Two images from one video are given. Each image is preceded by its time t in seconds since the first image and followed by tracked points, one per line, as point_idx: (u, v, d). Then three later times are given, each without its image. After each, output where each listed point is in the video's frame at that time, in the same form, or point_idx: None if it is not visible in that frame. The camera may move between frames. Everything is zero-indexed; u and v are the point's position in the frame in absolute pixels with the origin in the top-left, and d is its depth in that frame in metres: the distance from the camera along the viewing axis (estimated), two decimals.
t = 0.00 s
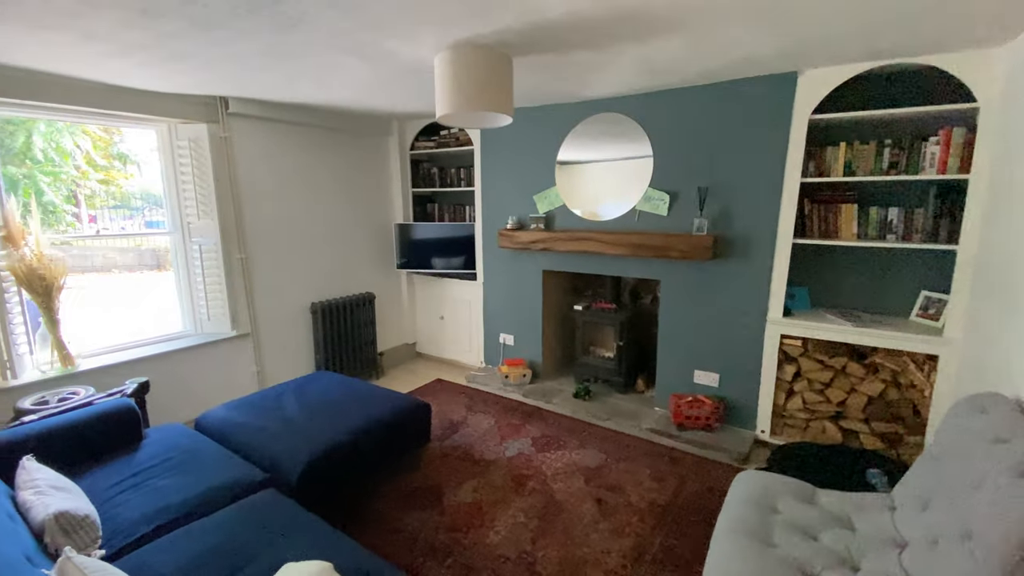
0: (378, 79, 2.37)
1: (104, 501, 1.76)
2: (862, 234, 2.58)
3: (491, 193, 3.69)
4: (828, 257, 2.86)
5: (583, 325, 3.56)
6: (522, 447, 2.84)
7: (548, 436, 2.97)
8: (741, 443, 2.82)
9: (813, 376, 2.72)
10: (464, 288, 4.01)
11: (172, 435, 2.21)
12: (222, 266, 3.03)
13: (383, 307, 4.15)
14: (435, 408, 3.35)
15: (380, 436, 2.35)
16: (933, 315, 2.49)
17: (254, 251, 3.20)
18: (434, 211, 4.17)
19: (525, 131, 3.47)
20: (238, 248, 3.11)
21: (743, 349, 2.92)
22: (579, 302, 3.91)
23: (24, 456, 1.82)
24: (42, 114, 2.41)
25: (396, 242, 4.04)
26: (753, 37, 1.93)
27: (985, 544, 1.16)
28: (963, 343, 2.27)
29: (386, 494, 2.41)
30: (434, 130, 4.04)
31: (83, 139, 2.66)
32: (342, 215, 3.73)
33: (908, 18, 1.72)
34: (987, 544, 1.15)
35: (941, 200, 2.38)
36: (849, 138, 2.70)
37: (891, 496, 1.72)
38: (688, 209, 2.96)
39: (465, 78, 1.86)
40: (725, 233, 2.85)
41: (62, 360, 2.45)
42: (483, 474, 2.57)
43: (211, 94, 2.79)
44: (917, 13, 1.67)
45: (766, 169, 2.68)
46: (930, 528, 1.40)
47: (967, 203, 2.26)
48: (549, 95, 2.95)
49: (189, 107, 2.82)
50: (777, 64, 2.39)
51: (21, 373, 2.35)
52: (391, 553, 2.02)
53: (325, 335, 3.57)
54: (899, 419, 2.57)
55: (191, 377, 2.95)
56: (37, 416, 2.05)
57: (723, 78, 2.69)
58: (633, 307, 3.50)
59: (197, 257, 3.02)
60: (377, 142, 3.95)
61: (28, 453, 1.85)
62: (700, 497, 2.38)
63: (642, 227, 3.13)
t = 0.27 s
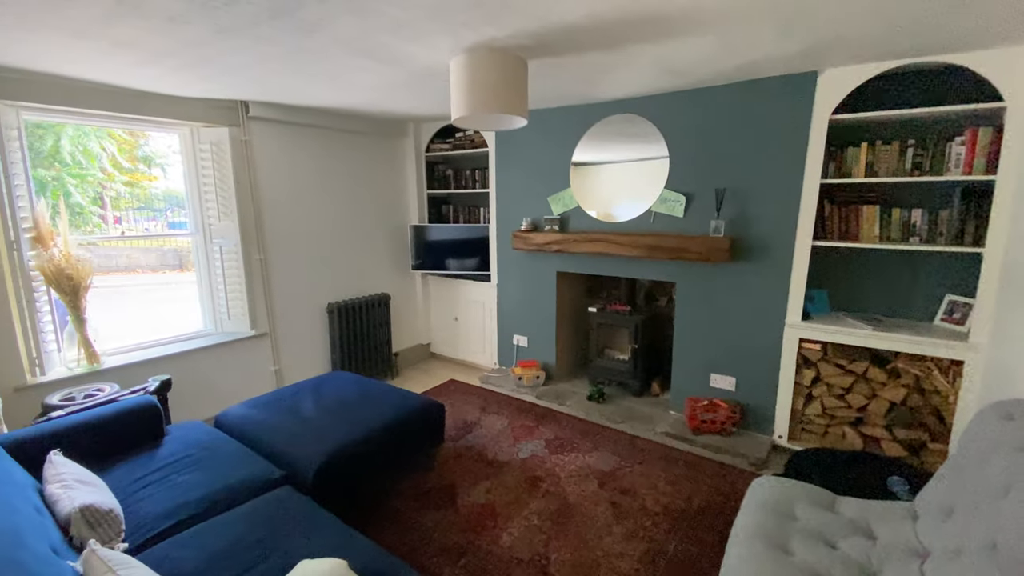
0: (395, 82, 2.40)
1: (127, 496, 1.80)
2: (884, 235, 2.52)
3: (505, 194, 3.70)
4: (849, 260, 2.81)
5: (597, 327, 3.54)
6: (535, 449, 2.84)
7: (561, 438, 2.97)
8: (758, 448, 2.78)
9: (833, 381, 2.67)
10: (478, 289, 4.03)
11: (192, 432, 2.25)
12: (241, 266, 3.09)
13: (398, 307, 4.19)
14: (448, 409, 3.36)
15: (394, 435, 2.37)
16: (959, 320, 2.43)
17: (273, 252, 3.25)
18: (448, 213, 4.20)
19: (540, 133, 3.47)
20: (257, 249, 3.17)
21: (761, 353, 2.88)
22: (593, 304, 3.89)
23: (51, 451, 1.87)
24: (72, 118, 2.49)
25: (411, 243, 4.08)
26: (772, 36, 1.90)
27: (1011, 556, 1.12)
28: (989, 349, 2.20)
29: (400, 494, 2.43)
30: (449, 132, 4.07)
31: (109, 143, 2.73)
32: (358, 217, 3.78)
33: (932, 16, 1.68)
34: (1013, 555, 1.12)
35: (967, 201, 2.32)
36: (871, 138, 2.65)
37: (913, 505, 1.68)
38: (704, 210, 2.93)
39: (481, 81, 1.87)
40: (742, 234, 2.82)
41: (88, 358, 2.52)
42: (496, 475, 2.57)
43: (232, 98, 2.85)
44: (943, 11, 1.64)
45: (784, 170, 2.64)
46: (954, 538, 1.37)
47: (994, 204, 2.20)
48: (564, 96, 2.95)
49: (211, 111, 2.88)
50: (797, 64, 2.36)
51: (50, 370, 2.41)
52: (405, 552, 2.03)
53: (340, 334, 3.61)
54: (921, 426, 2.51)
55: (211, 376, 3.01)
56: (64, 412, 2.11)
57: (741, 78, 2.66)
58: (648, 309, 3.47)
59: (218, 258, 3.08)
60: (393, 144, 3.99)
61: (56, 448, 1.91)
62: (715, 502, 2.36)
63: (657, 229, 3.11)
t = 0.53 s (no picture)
0: (408, 85, 2.42)
1: (145, 493, 1.84)
2: (904, 237, 2.47)
3: (517, 196, 3.71)
4: (866, 262, 2.76)
5: (608, 329, 3.53)
6: (547, 451, 2.84)
7: (572, 440, 2.96)
8: (772, 452, 2.74)
9: (850, 386, 2.63)
10: (489, 291, 4.04)
11: (208, 431, 2.29)
12: (257, 267, 3.14)
13: (410, 308, 4.22)
14: (460, 409, 3.37)
15: (407, 435, 2.39)
16: (981, 324, 2.37)
17: (288, 253, 3.29)
18: (460, 214, 4.21)
19: (552, 134, 3.47)
20: (272, 250, 3.21)
21: (775, 356, 2.84)
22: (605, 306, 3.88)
23: (73, 447, 1.92)
24: (93, 122, 2.54)
25: (423, 244, 4.10)
26: (788, 35, 1.88)
27: None
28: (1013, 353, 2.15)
29: (412, 494, 2.44)
30: (461, 134, 4.09)
31: (129, 146, 2.81)
32: (371, 218, 3.81)
33: (954, 14, 1.65)
34: None
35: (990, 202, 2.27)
36: (889, 138, 2.61)
37: (933, 513, 1.65)
38: (718, 212, 2.90)
39: (493, 83, 1.87)
40: (757, 236, 2.79)
41: (108, 356, 2.57)
42: (508, 477, 2.57)
43: (248, 102, 2.90)
44: (965, 9, 1.60)
45: (800, 171, 2.61)
46: (975, 547, 1.34)
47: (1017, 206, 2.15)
48: (576, 98, 2.94)
49: (228, 114, 2.93)
50: (813, 63, 2.32)
51: (72, 368, 2.46)
52: (416, 552, 2.04)
53: (353, 335, 3.64)
54: (941, 432, 2.46)
55: (227, 375, 3.05)
56: (85, 410, 2.16)
57: (756, 78, 2.63)
58: (661, 311, 3.45)
59: (234, 259, 3.13)
60: (406, 147, 4.02)
61: (77, 444, 1.95)
62: (729, 507, 2.33)
63: (670, 230, 3.09)
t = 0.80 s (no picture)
0: (419, 87, 2.43)
1: (159, 490, 1.86)
2: (918, 238, 2.44)
3: (527, 197, 3.71)
4: (880, 264, 2.73)
5: (618, 331, 3.52)
6: (556, 452, 2.83)
7: (581, 442, 2.95)
8: (784, 456, 2.72)
9: (863, 389, 2.60)
10: (498, 292, 4.04)
11: (221, 430, 2.32)
12: (269, 268, 3.17)
13: (420, 309, 4.24)
14: (469, 410, 3.38)
15: (417, 436, 2.40)
16: (998, 327, 2.33)
17: (299, 254, 3.33)
18: (470, 216, 4.23)
19: (561, 136, 3.47)
20: (284, 252, 3.24)
21: (788, 359, 2.81)
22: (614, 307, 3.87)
23: (89, 445, 1.95)
24: (110, 125, 2.59)
25: (433, 246, 4.12)
26: (801, 35, 1.86)
27: None
28: None
29: (421, 494, 2.45)
30: (471, 136, 4.10)
31: (143, 148, 2.85)
32: (381, 219, 3.84)
33: (971, 13, 1.63)
34: None
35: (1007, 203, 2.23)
36: (904, 138, 2.57)
37: (949, 519, 1.62)
38: (729, 213, 2.88)
39: (503, 85, 1.87)
40: (768, 238, 2.77)
41: (124, 356, 2.61)
42: (517, 478, 2.57)
43: (261, 105, 2.93)
44: (984, 7, 1.58)
45: (813, 172, 2.58)
46: (992, 554, 1.31)
47: None
48: (586, 99, 2.94)
49: (241, 117, 2.97)
50: (827, 63, 2.30)
51: (88, 367, 2.50)
52: (426, 552, 2.05)
53: (363, 335, 3.67)
54: (957, 436, 2.42)
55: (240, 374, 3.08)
56: (101, 408, 2.19)
57: (768, 79, 2.61)
58: (671, 313, 3.43)
59: (246, 260, 3.17)
60: (416, 148, 4.04)
61: (93, 442, 1.98)
62: (740, 511, 2.31)
63: (680, 232, 3.07)
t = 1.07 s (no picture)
0: (427, 89, 2.44)
1: (170, 489, 1.88)
2: (931, 239, 2.41)
3: (534, 198, 3.71)
4: (892, 265, 2.69)
5: (625, 332, 3.51)
6: (563, 454, 2.83)
7: (588, 444, 2.94)
8: (794, 459, 2.69)
9: (875, 392, 2.57)
10: (505, 293, 4.05)
11: (230, 429, 2.34)
12: (278, 269, 3.20)
13: (427, 310, 4.25)
14: (476, 411, 3.38)
15: (424, 437, 2.40)
16: (1011, 330, 2.31)
17: (308, 255, 3.35)
18: (477, 217, 4.23)
19: (569, 137, 3.47)
20: (293, 253, 3.27)
21: (797, 361, 2.78)
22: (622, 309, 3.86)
23: (101, 443, 1.97)
24: (123, 128, 2.62)
25: (440, 247, 4.13)
26: (811, 35, 1.84)
27: None
28: None
29: (428, 494, 2.45)
30: (478, 138, 4.11)
31: (155, 151, 2.89)
32: (389, 221, 3.85)
33: (985, 11, 1.60)
34: None
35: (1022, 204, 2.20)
36: (916, 138, 2.54)
37: (962, 524, 1.59)
38: (738, 214, 2.86)
39: (511, 86, 1.87)
40: (778, 239, 2.74)
41: (135, 356, 2.64)
42: (524, 480, 2.57)
43: (271, 107, 2.96)
44: (998, 6, 1.56)
45: (823, 173, 2.56)
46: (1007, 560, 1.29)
47: None
48: (594, 100, 2.93)
49: (251, 119, 3.00)
50: (837, 63, 2.28)
51: (101, 366, 2.53)
52: (433, 553, 2.05)
53: (371, 336, 3.68)
54: (970, 440, 2.39)
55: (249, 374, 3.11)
56: (113, 408, 2.22)
57: (777, 79, 2.60)
58: (679, 314, 3.41)
59: (256, 261, 3.20)
60: (423, 150, 4.06)
61: (106, 441, 2.01)
62: (748, 514, 2.29)
63: (688, 233, 3.06)
